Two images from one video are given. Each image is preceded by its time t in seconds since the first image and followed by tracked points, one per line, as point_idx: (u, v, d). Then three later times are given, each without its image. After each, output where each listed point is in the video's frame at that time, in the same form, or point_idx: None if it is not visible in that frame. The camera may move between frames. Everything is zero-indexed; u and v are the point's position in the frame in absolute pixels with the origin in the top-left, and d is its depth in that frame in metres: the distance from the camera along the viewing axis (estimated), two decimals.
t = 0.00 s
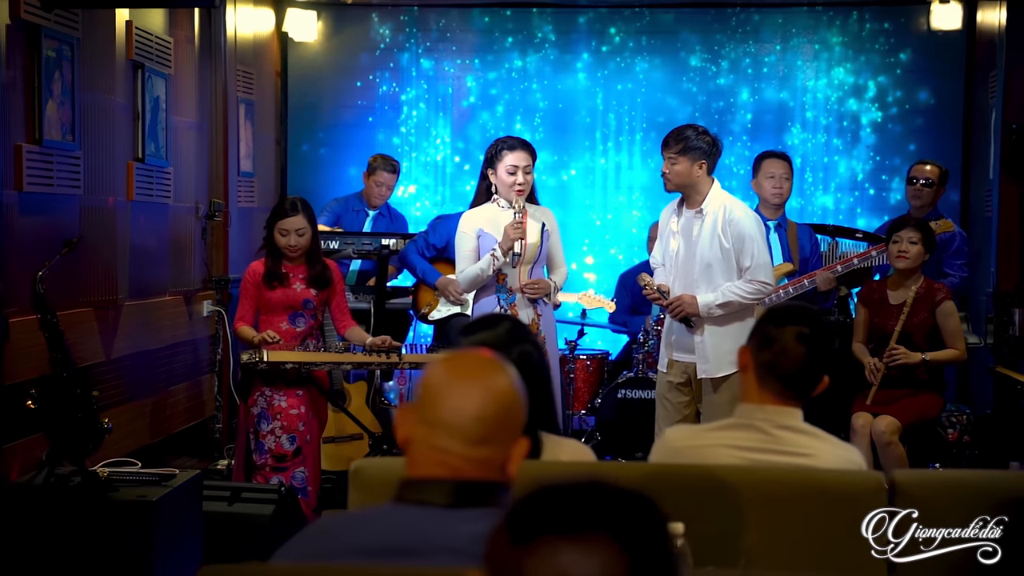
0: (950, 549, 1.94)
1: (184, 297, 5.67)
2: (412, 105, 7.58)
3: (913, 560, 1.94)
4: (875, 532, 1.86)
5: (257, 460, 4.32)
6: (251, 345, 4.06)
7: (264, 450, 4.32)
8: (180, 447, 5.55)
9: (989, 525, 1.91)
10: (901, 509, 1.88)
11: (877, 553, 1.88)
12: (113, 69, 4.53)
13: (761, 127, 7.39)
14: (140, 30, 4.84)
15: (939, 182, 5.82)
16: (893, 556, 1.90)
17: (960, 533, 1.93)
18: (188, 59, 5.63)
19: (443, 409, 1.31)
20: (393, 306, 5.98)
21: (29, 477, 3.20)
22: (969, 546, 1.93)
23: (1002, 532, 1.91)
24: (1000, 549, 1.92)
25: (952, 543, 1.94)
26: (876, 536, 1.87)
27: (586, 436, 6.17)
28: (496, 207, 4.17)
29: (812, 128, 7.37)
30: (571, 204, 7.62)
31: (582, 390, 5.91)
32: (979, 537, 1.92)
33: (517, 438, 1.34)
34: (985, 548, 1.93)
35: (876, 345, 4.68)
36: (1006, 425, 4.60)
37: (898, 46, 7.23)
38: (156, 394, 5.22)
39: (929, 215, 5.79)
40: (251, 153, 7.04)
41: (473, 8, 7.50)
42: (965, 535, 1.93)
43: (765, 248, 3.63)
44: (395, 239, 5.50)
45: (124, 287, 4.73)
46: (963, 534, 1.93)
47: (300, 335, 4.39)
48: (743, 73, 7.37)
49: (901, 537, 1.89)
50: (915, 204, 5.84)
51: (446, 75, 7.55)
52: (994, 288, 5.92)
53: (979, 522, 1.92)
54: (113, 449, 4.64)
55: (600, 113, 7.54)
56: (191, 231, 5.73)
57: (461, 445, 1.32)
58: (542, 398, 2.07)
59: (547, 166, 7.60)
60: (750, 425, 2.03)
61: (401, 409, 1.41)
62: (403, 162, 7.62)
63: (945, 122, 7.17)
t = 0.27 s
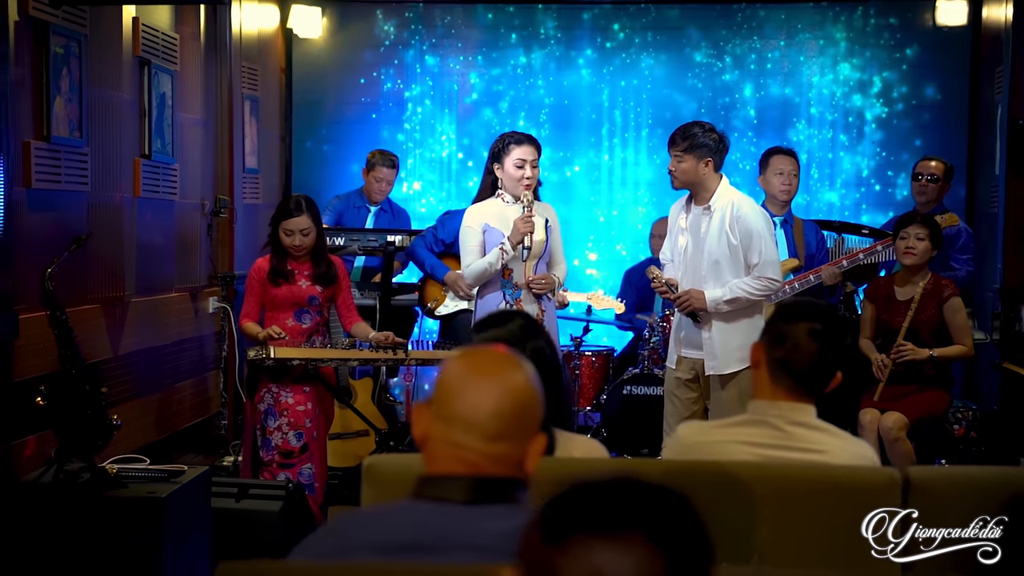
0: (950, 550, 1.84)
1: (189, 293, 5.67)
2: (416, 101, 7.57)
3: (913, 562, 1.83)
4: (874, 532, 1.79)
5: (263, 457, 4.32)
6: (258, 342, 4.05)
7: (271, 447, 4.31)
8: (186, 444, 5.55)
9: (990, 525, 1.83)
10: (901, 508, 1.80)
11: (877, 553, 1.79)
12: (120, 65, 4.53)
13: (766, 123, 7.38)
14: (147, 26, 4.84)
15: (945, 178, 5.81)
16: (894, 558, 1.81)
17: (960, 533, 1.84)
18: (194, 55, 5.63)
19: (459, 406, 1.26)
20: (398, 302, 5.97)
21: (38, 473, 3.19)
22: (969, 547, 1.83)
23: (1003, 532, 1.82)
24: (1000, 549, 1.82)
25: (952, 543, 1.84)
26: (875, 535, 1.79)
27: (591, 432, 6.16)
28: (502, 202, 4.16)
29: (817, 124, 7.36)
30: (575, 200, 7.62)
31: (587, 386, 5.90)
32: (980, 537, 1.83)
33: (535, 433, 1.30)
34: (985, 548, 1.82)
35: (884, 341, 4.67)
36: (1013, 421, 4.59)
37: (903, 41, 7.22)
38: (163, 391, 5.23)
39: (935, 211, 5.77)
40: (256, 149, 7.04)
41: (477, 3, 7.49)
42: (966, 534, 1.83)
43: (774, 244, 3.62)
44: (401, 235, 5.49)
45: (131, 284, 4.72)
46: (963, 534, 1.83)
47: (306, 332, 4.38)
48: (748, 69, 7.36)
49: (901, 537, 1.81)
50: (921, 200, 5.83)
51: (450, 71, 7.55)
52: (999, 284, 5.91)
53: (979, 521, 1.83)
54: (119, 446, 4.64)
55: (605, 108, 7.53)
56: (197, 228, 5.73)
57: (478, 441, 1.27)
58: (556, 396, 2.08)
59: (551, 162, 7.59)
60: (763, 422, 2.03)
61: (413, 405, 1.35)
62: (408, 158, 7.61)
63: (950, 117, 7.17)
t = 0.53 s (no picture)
0: (951, 549, 1.89)
1: (195, 290, 5.67)
2: (421, 97, 7.56)
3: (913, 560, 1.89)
4: (873, 532, 1.82)
5: (270, 453, 4.32)
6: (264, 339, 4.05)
7: (277, 443, 4.32)
8: (192, 440, 5.54)
9: (989, 525, 1.86)
10: (902, 508, 1.81)
11: (877, 553, 1.84)
12: (127, 62, 4.53)
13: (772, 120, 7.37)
14: (153, 23, 4.84)
15: (951, 174, 5.81)
16: (895, 556, 1.86)
17: (960, 533, 1.88)
18: (200, 51, 5.62)
19: (476, 400, 1.34)
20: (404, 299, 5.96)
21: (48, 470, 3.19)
22: (970, 546, 1.88)
23: (1002, 532, 1.85)
24: (1000, 549, 1.87)
25: (952, 543, 1.88)
26: (875, 536, 1.82)
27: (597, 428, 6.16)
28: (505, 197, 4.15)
29: (822, 120, 7.35)
30: (580, 196, 7.61)
31: (593, 383, 5.89)
32: (979, 537, 1.87)
33: (549, 431, 1.37)
34: (985, 548, 1.88)
35: (890, 338, 4.68)
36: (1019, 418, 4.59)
37: (909, 37, 7.21)
38: (169, 388, 5.23)
39: (941, 207, 5.77)
40: (261, 146, 7.03)
41: None
42: (966, 534, 1.88)
43: (783, 241, 3.61)
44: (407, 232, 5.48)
45: (137, 280, 4.73)
46: (963, 534, 1.87)
47: (312, 329, 4.37)
48: (753, 65, 7.36)
49: (901, 537, 1.82)
50: (927, 196, 5.82)
51: (455, 67, 7.54)
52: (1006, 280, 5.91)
53: (979, 521, 1.86)
54: (126, 442, 4.64)
55: (610, 103, 7.53)
56: (202, 224, 5.73)
57: (496, 434, 1.34)
58: (569, 392, 2.09)
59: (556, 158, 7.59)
60: (777, 418, 2.02)
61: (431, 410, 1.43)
62: (412, 154, 7.60)
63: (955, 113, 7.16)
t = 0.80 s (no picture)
0: (952, 549, 1.87)
1: (201, 287, 5.67)
2: (426, 93, 7.56)
3: (914, 560, 1.87)
4: (873, 532, 1.81)
5: (277, 450, 4.31)
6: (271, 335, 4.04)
7: (284, 440, 4.30)
8: (199, 437, 5.54)
9: (990, 525, 1.85)
10: (902, 509, 1.79)
11: (876, 553, 1.85)
12: (135, 59, 4.53)
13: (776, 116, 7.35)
14: (160, 19, 4.83)
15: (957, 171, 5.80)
16: (894, 556, 1.86)
17: (960, 533, 1.86)
18: (206, 48, 5.62)
19: (489, 397, 1.32)
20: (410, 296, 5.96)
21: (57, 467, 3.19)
22: (970, 546, 1.87)
23: (1003, 533, 1.84)
24: (1000, 549, 1.85)
25: (952, 542, 1.87)
26: (875, 536, 1.82)
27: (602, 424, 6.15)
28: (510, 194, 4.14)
29: (827, 116, 7.35)
30: (585, 193, 7.61)
31: (598, 379, 5.88)
32: (979, 537, 1.86)
33: (564, 424, 1.35)
34: (985, 548, 1.87)
35: (897, 334, 4.67)
36: None
37: (914, 33, 7.20)
38: (175, 384, 5.23)
39: (948, 204, 5.76)
40: (266, 143, 7.03)
41: None
42: (966, 534, 1.86)
43: (791, 238, 3.62)
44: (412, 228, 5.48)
45: (144, 277, 4.73)
46: (963, 534, 1.86)
47: (319, 326, 4.36)
48: (758, 62, 7.35)
49: (901, 537, 1.81)
50: (933, 193, 5.82)
51: (460, 63, 7.54)
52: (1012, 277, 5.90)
53: (980, 521, 1.86)
54: (133, 439, 4.64)
55: (614, 99, 7.53)
56: (208, 221, 5.73)
57: (511, 431, 1.31)
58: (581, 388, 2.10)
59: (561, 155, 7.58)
60: (791, 415, 2.02)
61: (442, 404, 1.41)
62: (417, 151, 7.60)
63: (960, 109, 7.15)
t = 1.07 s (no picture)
0: (951, 548, 1.87)
1: (206, 283, 5.67)
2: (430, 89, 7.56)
3: (915, 560, 1.88)
4: (873, 532, 1.81)
5: (283, 447, 4.32)
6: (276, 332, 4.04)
7: (291, 437, 4.31)
8: (204, 433, 5.54)
9: (989, 525, 1.87)
10: (902, 509, 1.80)
11: (877, 553, 1.84)
12: (141, 55, 4.52)
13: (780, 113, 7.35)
14: (166, 16, 4.83)
15: (962, 167, 5.79)
16: (895, 556, 1.86)
17: (960, 533, 1.87)
18: (211, 45, 5.62)
19: (494, 395, 1.31)
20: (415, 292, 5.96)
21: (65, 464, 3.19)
22: (970, 546, 1.89)
23: (1002, 533, 1.87)
24: (1000, 549, 1.88)
25: (952, 542, 1.87)
26: (875, 536, 1.81)
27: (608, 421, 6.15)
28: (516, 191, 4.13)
29: (831, 112, 7.34)
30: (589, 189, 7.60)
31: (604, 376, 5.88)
32: (979, 537, 1.88)
33: (570, 418, 1.35)
34: (985, 548, 1.89)
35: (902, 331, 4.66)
36: None
37: (919, 29, 7.20)
38: (181, 381, 5.23)
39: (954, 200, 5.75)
40: (271, 139, 7.03)
41: None
42: (966, 535, 1.87)
43: (800, 234, 3.62)
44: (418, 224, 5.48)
45: (150, 274, 4.72)
46: (963, 534, 1.87)
47: (325, 322, 4.37)
48: (763, 58, 7.35)
49: (901, 537, 1.82)
50: (939, 190, 5.81)
51: (464, 59, 7.53)
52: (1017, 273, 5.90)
53: (979, 521, 1.87)
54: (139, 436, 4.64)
55: (619, 96, 7.52)
56: (213, 217, 5.72)
57: (520, 429, 1.31)
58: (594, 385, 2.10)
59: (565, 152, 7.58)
60: (804, 412, 2.02)
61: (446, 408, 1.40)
62: (421, 147, 7.60)
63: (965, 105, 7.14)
